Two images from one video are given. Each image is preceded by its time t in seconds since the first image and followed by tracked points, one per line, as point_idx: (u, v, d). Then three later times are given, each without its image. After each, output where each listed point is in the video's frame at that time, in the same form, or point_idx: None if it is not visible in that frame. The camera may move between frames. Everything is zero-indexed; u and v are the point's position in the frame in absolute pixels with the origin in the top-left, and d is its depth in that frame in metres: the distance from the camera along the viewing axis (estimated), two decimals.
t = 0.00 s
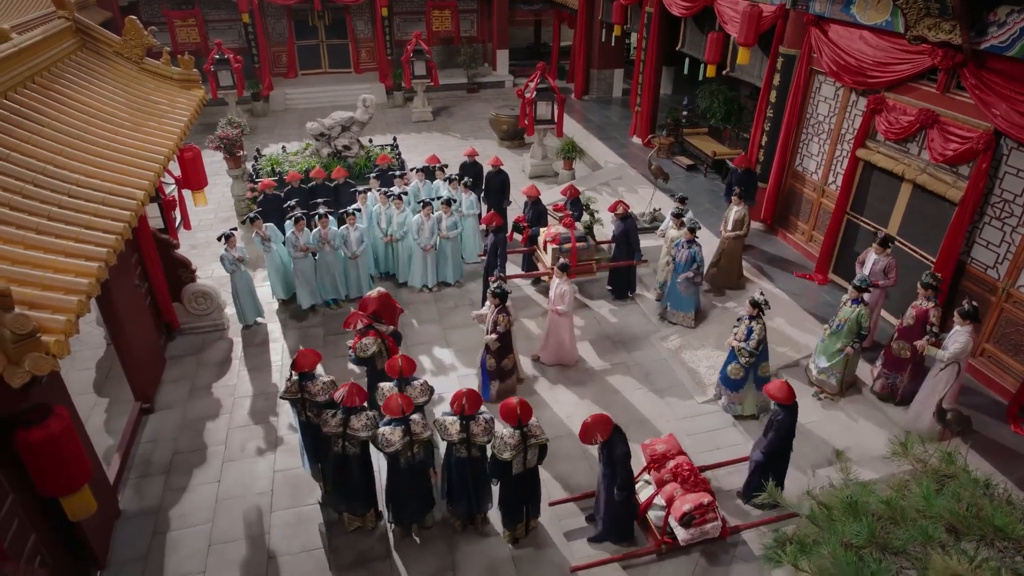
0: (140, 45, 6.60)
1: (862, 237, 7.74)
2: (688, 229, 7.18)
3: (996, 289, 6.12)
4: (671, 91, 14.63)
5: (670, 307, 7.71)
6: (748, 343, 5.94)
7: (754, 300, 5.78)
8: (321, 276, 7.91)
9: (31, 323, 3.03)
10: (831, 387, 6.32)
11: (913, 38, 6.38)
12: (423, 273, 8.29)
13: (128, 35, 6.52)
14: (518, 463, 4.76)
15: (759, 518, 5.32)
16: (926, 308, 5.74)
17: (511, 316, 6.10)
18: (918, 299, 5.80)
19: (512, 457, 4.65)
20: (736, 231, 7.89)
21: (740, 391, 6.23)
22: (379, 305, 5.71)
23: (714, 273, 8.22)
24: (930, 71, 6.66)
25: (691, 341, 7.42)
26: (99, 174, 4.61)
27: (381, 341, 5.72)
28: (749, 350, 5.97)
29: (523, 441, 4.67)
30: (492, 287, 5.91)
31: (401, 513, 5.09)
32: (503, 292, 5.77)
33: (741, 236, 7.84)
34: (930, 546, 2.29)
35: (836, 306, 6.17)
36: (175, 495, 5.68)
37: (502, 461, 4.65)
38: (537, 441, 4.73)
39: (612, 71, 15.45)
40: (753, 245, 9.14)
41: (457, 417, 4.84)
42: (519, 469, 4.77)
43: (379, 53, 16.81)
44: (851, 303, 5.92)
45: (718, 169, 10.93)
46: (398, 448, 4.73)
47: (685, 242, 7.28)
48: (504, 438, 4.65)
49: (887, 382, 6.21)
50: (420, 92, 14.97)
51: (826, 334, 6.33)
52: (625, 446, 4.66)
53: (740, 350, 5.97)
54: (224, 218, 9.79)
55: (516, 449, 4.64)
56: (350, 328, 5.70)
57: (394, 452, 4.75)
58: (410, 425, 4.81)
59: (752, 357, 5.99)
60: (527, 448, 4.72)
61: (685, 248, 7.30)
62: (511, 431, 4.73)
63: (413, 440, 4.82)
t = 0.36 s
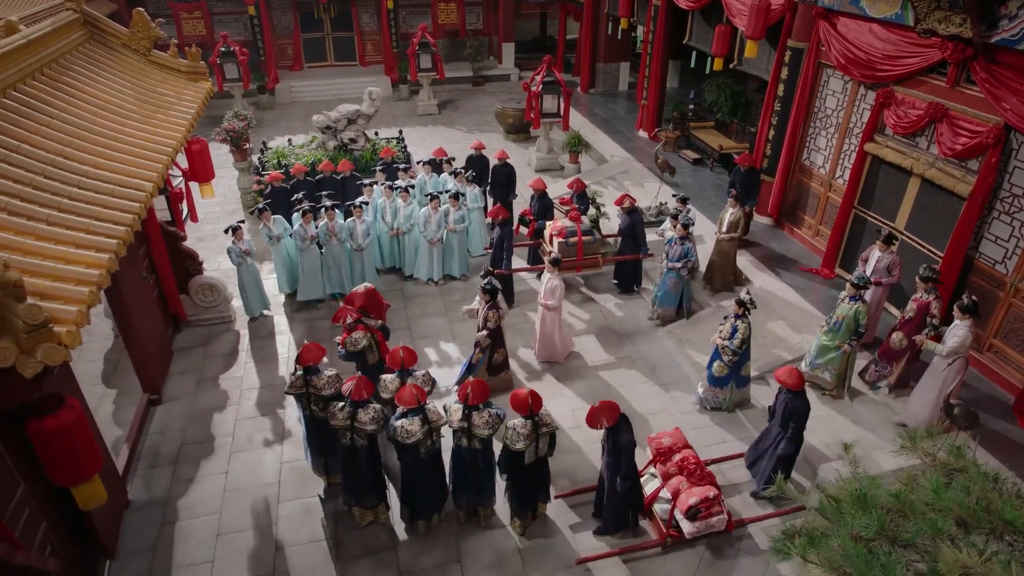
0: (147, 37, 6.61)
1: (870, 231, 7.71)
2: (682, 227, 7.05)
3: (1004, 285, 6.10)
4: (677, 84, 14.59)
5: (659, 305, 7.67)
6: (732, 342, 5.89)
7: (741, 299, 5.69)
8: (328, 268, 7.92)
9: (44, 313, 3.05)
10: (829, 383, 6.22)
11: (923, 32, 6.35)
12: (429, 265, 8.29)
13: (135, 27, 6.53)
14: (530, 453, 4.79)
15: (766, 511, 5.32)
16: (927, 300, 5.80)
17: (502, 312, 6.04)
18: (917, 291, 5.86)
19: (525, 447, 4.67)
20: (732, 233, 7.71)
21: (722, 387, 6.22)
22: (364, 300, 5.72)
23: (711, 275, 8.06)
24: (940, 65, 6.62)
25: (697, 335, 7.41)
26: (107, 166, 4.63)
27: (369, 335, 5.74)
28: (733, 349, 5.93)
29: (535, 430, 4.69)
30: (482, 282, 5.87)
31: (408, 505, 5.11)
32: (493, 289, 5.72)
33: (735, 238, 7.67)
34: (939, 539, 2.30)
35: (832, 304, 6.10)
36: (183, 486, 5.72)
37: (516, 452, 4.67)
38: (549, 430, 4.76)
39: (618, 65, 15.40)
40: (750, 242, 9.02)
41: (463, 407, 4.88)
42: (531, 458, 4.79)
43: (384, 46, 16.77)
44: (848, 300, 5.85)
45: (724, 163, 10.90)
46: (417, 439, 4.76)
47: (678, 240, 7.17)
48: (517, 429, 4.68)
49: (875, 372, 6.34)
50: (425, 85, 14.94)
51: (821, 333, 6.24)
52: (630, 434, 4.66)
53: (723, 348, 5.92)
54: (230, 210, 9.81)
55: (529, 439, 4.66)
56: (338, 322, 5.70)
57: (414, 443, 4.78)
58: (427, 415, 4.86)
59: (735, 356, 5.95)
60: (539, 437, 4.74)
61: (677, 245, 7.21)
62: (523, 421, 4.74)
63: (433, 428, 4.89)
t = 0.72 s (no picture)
0: (160, 35, 6.65)
1: (881, 232, 7.67)
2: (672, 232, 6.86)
3: (1017, 286, 6.06)
4: (687, 83, 14.56)
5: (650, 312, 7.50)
6: (717, 341, 5.87)
7: (727, 298, 5.68)
8: (338, 265, 7.95)
9: (60, 308, 3.07)
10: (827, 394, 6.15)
11: (937, 31, 6.31)
12: (439, 263, 8.31)
13: (149, 24, 6.58)
14: (545, 449, 4.80)
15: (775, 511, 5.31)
16: (930, 307, 5.78)
17: (491, 311, 6.02)
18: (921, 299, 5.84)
19: (540, 444, 4.69)
20: (733, 238, 7.46)
21: (712, 387, 6.17)
22: (355, 297, 5.84)
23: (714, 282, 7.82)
24: (954, 65, 6.57)
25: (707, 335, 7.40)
26: (121, 162, 4.67)
27: (360, 334, 5.75)
28: (717, 347, 5.91)
29: (548, 427, 4.70)
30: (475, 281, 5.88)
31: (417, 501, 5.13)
32: (483, 288, 5.72)
33: (736, 243, 7.42)
34: (955, 540, 2.29)
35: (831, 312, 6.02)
36: (194, 480, 5.76)
37: (530, 448, 4.69)
38: (562, 426, 4.77)
39: (628, 64, 15.38)
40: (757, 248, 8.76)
41: (471, 400, 4.91)
42: (546, 454, 4.82)
43: (394, 45, 16.81)
44: (846, 308, 5.76)
45: (735, 162, 10.86)
46: (430, 436, 4.75)
47: (670, 246, 6.97)
48: (531, 426, 4.69)
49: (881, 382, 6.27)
50: (435, 83, 14.96)
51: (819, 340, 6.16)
52: (634, 429, 4.64)
53: (708, 347, 5.90)
54: (241, 207, 9.86)
55: (543, 436, 4.68)
56: (329, 320, 5.70)
57: (426, 442, 4.79)
58: (439, 412, 4.86)
59: (720, 354, 5.92)
60: (553, 434, 4.76)
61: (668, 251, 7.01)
62: (536, 418, 4.75)
63: (445, 425, 4.89)
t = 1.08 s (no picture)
0: (178, 33, 6.71)
1: (897, 235, 7.62)
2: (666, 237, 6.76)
3: None
4: (700, 85, 14.52)
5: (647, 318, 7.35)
6: (704, 342, 5.83)
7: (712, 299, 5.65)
8: (350, 262, 7.98)
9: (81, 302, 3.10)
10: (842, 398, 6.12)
11: (955, 33, 6.25)
12: (452, 261, 8.32)
13: (167, 23, 6.64)
14: (558, 447, 4.82)
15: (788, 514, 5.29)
16: (933, 313, 5.75)
17: (489, 314, 6.10)
18: (924, 305, 5.82)
19: (552, 442, 4.71)
20: (735, 247, 7.50)
21: (701, 388, 6.14)
22: (354, 297, 5.85)
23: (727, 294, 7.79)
24: (972, 67, 6.52)
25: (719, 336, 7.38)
26: (139, 159, 4.72)
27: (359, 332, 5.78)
28: (705, 348, 5.87)
29: (561, 425, 4.71)
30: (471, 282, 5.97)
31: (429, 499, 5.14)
32: (480, 288, 5.82)
33: (737, 253, 7.44)
34: (973, 544, 2.27)
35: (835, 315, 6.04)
36: (207, 475, 5.81)
37: (544, 447, 4.71)
38: (574, 425, 4.77)
39: (641, 64, 15.36)
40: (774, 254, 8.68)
41: (483, 395, 4.93)
42: (560, 452, 4.83)
43: (408, 44, 16.86)
44: (848, 312, 5.79)
45: (748, 164, 10.81)
46: (437, 437, 4.76)
47: (663, 252, 6.86)
48: (544, 425, 4.70)
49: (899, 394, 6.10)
50: (448, 82, 14.99)
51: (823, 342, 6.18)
52: (643, 432, 4.63)
53: (696, 347, 5.87)
54: (254, 205, 9.92)
55: (556, 434, 4.69)
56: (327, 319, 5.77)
57: (433, 442, 4.79)
58: (448, 412, 4.86)
59: (708, 354, 5.88)
60: (566, 432, 4.76)
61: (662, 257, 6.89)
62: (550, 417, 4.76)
63: (453, 426, 4.89)
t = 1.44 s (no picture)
0: (197, 31, 6.77)
1: (914, 238, 7.55)
2: (661, 240, 6.72)
3: None
4: (715, 85, 14.46)
5: (643, 326, 7.26)
6: (696, 340, 5.87)
7: (702, 295, 5.69)
8: (363, 263, 8.02)
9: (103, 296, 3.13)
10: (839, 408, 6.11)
11: (976, 34, 6.18)
12: (465, 261, 8.33)
13: (186, 21, 6.70)
14: (567, 448, 4.82)
15: (801, 518, 5.26)
16: (942, 318, 5.69)
17: (482, 312, 6.06)
18: (932, 310, 5.74)
19: (562, 442, 4.73)
20: (736, 258, 7.40)
21: (688, 385, 6.18)
22: (351, 300, 5.71)
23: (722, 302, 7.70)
24: (993, 69, 6.45)
25: (733, 337, 7.35)
26: (159, 156, 4.77)
27: (350, 336, 5.68)
28: (697, 346, 5.92)
29: (571, 426, 4.72)
30: (466, 281, 5.97)
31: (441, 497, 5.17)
32: (475, 288, 5.80)
33: (739, 263, 7.36)
34: (995, 550, 2.25)
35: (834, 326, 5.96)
36: (222, 470, 5.86)
37: (553, 446, 4.73)
38: (584, 425, 4.77)
39: (655, 65, 15.32)
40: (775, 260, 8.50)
41: (496, 393, 4.95)
42: (568, 453, 4.84)
43: (422, 44, 16.92)
44: (848, 323, 5.71)
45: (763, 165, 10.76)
46: (442, 436, 4.79)
47: (659, 255, 6.80)
48: (554, 424, 4.72)
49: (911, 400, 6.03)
50: (462, 82, 15.03)
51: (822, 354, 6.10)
52: (650, 442, 4.62)
53: (688, 345, 5.90)
54: (269, 202, 9.99)
55: (566, 434, 4.71)
56: (319, 322, 5.68)
57: (438, 441, 4.81)
58: (456, 413, 4.88)
59: (700, 353, 5.93)
60: (575, 433, 4.77)
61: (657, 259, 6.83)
62: (559, 417, 4.77)
63: (460, 427, 4.91)
